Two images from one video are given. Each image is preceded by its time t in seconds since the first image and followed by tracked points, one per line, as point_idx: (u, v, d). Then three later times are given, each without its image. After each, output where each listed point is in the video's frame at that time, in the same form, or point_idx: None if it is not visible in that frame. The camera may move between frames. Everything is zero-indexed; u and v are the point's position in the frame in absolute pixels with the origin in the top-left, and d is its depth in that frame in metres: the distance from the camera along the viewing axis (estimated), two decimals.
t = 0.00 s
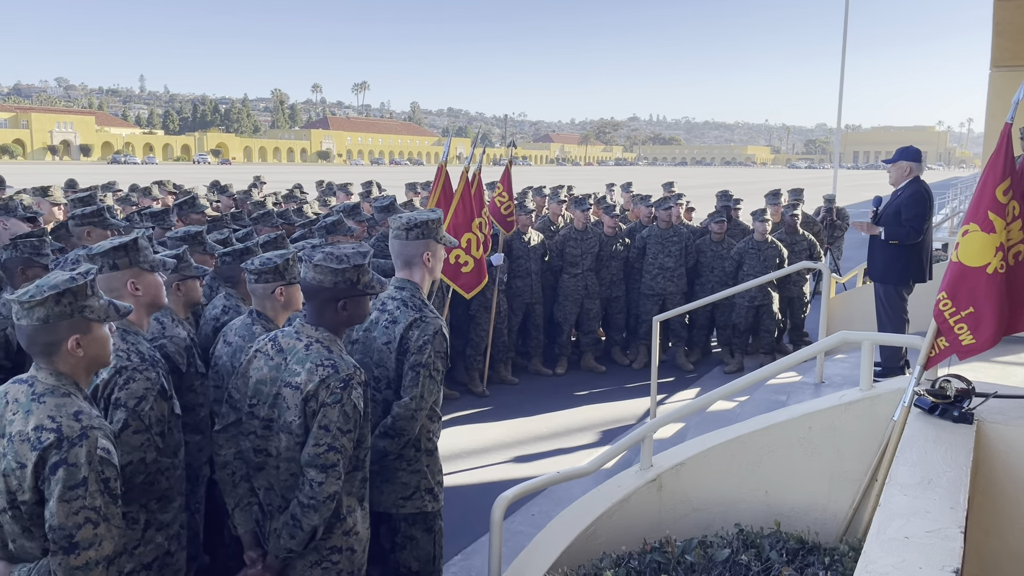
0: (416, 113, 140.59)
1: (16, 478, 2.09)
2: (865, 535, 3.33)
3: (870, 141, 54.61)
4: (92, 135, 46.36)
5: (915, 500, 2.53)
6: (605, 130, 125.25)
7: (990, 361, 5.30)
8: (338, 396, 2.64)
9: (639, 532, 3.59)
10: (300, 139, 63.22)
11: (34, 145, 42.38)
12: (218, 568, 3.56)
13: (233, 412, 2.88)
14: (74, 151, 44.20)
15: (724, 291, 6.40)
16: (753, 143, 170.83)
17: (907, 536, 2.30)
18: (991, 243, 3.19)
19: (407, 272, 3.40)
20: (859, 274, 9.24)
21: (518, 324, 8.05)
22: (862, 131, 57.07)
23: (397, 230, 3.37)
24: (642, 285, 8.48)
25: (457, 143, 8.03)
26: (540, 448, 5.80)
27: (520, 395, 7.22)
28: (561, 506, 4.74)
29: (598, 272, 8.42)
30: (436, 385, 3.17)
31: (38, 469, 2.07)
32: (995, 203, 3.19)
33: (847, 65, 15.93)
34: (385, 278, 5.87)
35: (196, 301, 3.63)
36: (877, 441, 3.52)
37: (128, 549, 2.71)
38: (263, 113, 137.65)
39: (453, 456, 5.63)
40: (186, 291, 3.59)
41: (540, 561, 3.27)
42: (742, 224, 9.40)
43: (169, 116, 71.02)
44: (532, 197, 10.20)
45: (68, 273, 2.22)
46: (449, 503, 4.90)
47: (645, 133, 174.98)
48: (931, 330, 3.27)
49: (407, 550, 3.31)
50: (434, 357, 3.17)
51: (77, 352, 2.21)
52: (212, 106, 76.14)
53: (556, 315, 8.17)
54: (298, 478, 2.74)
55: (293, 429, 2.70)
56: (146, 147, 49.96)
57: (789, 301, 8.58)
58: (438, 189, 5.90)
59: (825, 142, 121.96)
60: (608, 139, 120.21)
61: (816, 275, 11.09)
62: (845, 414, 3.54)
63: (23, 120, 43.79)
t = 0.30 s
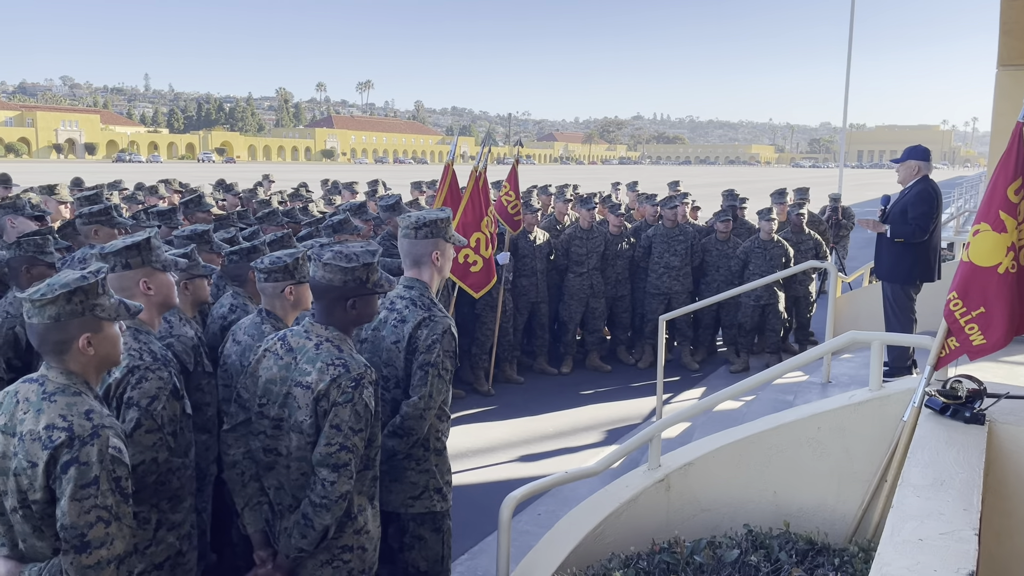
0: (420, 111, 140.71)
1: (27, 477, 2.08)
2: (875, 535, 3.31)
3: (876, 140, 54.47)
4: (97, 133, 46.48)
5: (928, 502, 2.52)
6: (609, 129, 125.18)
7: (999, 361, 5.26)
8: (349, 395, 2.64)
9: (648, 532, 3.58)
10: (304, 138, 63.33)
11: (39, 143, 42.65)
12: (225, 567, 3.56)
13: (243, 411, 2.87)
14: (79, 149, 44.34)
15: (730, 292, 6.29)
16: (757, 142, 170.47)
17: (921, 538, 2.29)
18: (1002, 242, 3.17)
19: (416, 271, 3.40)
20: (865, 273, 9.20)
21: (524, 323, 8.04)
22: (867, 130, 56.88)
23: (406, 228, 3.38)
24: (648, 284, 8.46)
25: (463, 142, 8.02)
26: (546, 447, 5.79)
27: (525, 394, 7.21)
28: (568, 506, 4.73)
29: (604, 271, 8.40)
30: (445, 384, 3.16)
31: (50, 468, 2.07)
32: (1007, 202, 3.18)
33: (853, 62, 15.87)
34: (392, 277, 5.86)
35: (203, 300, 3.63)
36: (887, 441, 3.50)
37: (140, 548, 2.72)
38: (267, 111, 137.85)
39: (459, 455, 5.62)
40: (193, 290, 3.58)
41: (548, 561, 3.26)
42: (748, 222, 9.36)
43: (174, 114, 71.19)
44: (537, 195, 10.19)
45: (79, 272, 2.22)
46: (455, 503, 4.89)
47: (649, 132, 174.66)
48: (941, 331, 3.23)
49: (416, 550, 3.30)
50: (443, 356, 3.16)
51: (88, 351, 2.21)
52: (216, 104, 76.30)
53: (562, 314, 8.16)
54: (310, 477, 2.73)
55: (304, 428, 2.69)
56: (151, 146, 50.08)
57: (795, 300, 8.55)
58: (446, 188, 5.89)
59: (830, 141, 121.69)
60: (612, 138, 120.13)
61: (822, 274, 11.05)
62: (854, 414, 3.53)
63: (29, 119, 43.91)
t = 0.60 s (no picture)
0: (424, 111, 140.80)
1: (35, 476, 2.08)
2: (881, 536, 3.31)
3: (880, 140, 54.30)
4: (101, 133, 46.57)
5: (936, 503, 2.51)
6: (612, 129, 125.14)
7: (1006, 361, 5.23)
8: (352, 395, 2.64)
9: (653, 532, 3.58)
10: (308, 137, 63.39)
11: (44, 143, 42.77)
12: (230, 566, 3.56)
13: (249, 411, 2.88)
14: (83, 149, 44.42)
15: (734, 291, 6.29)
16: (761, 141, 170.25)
17: (929, 540, 2.28)
18: (1009, 242, 3.15)
19: (422, 271, 3.40)
20: (870, 272, 9.16)
21: (528, 322, 8.03)
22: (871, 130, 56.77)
23: (413, 228, 3.38)
24: (652, 284, 8.45)
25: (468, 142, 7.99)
26: (550, 447, 5.79)
27: (529, 394, 7.20)
28: (573, 506, 4.73)
29: (608, 270, 8.39)
30: (450, 384, 3.16)
31: (58, 468, 2.07)
32: (1014, 202, 3.14)
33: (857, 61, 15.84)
34: (397, 276, 5.86)
35: (209, 299, 3.63)
36: (892, 441, 3.50)
37: (149, 548, 2.73)
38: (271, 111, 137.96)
39: (464, 455, 5.62)
40: (199, 290, 3.58)
41: (553, 561, 3.25)
42: (753, 222, 9.34)
43: (178, 114, 71.31)
44: (542, 195, 10.19)
45: (86, 272, 2.22)
46: (460, 502, 4.89)
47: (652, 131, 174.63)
48: (948, 331, 3.23)
49: (421, 549, 3.30)
50: (449, 356, 3.16)
51: (95, 350, 2.21)
52: (220, 104, 76.43)
53: (566, 314, 8.15)
54: (312, 476, 2.73)
55: (307, 428, 2.69)
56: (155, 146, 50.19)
57: (800, 299, 8.53)
58: (451, 188, 5.89)
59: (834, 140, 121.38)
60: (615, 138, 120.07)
61: (827, 274, 11.03)
62: (860, 414, 3.52)
63: (33, 119, 44.00)
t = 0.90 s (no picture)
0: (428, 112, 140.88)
1: (44, 478, 2.09)
2: (888, 537, 3.30)
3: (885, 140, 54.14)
4: (106, 134, 46.70)
5: (943, 504, 2.50)
6: (616, 129, 125.03)
7: (1013, 361, 5.21)
8: (356, 395, 2.64)
9: (659, 533, 3.57)
10: (312, 138, 63.46)
11: (49, 144, 42.87)
12: (236, 568, 3.56)
13: (254, 411, 2.88)
14: (88, 150, 44.51)
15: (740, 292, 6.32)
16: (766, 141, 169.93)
17: (936, 542, 2.28)
18: (1017, 242, 3.13)
19: (427, 272, 3.40)
20: (876, 272, 9.14)
21: (533, 323, 8.03)
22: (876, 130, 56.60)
23: (418, 229, 3.39)
24: (657, 284, 8.44)
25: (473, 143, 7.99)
26: (555, 448, 5.79)
27: (534, 395, 7.20)
28: (578, 506, 4.73)
29: (612, 271, 8.38)
30: (455, 385, 3.16)
31: (66, 469, 2.07)
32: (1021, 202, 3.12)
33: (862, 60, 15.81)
34: (402, 277, 5.86)
35: (215, 300, 3.64)
36: (898, 442, 3.48)
37: (158, 549, 2.74)
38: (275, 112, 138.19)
39: (469, 456, 5.62)
40: (204, 291, 3.59)
41: (559, 561, 3.25)
42: (757, 222, 9.32)
43: (182, 115, 71.46)
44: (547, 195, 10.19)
45: (93, 274, 2.23)
46: (465, 503, 4.89)
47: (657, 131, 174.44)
48: (954, 331, 3.22)
49: (427, 551, 3.30)
50: (453, 357, 3.16)
51: (103, 352, 2.21)
52: (225, 105, 76.57)
53: (571, 314, 8.15)
54: (316, 477, 2.73)
55: (312, 428, 2.69)
56: (160, 146, 50.29)
57: (805, 300, 8.51)
58: (456, 189, 5.90)
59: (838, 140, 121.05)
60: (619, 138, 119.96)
61: (831, 274, 11.00)
62: (866, 415, 3.51)
63: (38, 120, 44.16)
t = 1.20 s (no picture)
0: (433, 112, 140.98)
1: (51, 479, 2.09)
2: (897, 538, 3.29)
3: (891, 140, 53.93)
4: (112, 135, 46.86)
5: (952, 505, 2.49)
6: (621, 129, 124.95)
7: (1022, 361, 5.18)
8: (364, 396, 2.64)
9: (666, 534, 3.56)
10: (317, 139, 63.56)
11: (55, 146, 43.03)
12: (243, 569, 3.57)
13: (261, 413, 2.88)
14: (94, 151, 44.67)
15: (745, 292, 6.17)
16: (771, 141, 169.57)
17: (945, 543, 2.27)
18: None
19: (433, 273, 3.40)
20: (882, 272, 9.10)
21: (538, 323, 8.03)
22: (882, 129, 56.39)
23: (423, 231, 3.38)
24: (662, 285, 8.43)
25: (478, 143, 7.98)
26: (561, 448, 5.78)
27: (540, 395, 7.20)
28: (584, 508, 4.72)
29: (618, 271, 8.37)
30: (462, 386, 3.16)
31: (72, 470, 2.08)
32: None
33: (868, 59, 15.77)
34: (407, 278, 5.86)
35: (220, 302, 3.64)
36: (906, 443, 3.47)
37: (166, 549, 2.75)
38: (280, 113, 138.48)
39: (475, 456, 5.62)
40: (210, 293, 3.59)
41: (565, 563, 3.25)
42: (763, 222, 9.29)
43: (188, 116, 71.69)
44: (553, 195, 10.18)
45: (98, 275, 2.24)
46: (471, 504, 4.89)
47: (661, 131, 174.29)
48: (963, 331, 3.20)
49: (434, 552, 3.30)
50: (460, 358, 3.15)
51: (109, 352, 2.22)
52: (230, 106, 76.78)
53: (576, 315, 8.15)
54: (324, 478, 2.74)
55: (319, 429, 2.70)
56: (166, 148, 50.42)
57: (811, 300, 8.48)
58: (461, 190, 5.90)
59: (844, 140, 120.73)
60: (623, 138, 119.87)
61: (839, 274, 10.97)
62: (874, 416, 3.50)
63: (45, 122, 44.33)
